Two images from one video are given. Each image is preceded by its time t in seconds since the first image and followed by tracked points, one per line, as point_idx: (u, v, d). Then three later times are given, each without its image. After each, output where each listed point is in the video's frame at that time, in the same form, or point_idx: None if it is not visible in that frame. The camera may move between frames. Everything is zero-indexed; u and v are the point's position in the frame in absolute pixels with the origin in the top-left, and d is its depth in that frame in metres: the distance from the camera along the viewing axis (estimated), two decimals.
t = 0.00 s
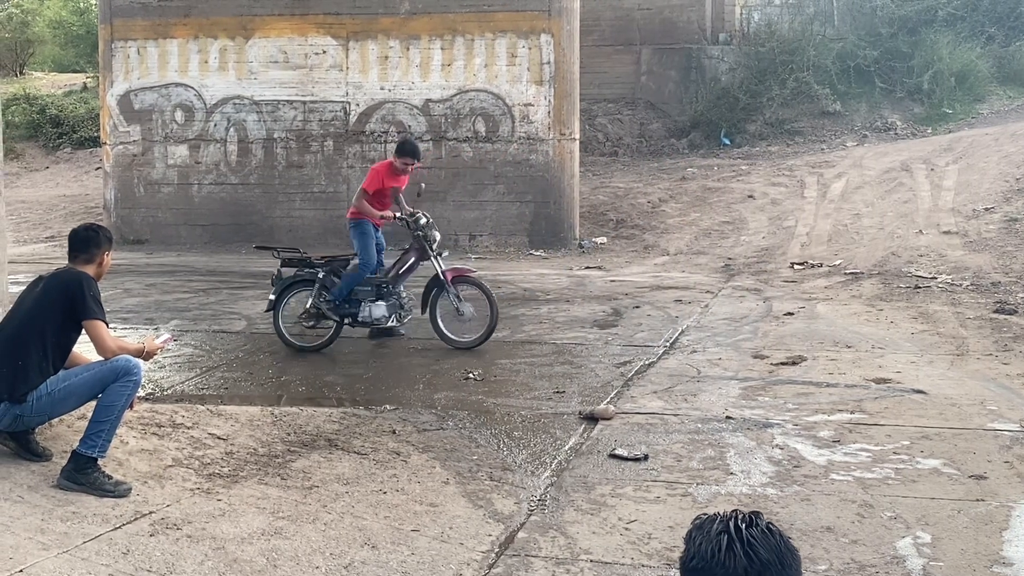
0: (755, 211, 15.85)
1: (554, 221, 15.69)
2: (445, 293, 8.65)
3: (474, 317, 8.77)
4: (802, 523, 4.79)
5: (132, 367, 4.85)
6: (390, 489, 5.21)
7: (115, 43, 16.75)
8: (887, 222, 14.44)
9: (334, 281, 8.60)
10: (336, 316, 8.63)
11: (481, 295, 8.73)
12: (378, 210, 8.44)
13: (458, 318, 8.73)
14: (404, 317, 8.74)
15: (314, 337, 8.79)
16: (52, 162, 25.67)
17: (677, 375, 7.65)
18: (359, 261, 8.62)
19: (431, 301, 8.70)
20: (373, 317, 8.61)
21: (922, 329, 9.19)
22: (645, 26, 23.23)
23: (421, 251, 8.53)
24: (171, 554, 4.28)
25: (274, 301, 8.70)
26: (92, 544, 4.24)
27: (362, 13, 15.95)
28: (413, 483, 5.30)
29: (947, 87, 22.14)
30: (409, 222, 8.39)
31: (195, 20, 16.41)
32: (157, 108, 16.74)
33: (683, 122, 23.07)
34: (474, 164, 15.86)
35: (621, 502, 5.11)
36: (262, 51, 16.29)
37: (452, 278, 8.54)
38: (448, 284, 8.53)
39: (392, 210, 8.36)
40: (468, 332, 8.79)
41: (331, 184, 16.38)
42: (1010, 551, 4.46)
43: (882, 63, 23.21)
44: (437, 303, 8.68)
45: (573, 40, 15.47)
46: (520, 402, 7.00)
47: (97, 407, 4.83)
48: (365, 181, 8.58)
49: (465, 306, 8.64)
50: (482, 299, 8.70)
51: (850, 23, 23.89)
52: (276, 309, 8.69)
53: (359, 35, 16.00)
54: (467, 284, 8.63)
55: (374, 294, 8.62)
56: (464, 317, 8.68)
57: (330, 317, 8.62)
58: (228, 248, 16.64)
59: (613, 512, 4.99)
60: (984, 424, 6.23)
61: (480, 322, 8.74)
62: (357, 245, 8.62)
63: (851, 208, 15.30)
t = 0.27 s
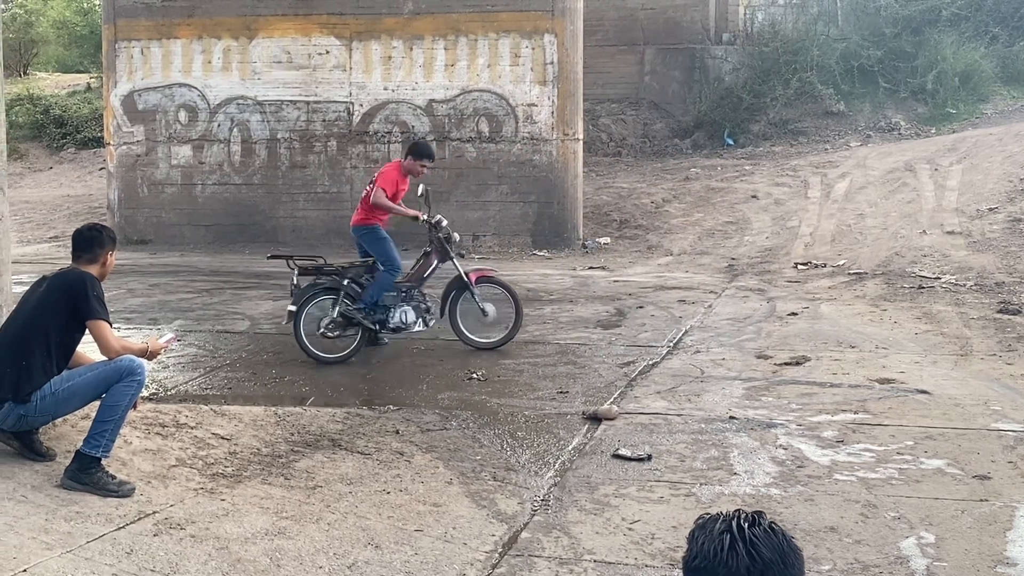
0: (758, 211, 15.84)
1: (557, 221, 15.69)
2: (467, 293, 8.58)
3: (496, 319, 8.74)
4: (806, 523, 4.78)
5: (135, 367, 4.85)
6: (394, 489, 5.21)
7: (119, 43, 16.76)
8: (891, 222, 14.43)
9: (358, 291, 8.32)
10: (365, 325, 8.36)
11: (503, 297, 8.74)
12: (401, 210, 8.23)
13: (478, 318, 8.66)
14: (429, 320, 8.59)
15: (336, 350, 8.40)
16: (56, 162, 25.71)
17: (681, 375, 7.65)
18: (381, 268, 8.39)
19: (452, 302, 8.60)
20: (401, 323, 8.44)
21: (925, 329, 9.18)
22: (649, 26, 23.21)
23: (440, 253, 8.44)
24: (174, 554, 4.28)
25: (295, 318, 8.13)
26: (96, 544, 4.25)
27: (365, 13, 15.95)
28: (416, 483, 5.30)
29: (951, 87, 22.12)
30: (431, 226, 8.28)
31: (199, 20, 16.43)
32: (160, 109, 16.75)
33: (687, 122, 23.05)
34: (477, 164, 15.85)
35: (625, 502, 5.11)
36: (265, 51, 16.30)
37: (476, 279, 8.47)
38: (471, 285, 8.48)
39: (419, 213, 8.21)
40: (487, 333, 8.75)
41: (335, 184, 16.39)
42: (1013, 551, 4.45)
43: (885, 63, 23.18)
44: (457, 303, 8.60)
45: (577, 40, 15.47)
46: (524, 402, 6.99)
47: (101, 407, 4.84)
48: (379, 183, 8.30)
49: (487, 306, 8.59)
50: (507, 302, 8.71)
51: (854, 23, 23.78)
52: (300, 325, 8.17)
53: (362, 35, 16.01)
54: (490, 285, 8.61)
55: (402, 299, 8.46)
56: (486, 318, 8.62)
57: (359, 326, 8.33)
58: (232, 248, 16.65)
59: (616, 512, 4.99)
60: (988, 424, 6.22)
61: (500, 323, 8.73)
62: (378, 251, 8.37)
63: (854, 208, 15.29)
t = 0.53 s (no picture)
0: (761, 211, 15.83)
1: (560, 221, 15.69)
2: (496, 293, 8.61)
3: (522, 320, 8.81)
4: (809, 524, 4.78)
5: (139, 367, 4.86)
6: (397, 489, 5.22)
7: (122, 43, 16.78)
8: (894, 222, 14.42)
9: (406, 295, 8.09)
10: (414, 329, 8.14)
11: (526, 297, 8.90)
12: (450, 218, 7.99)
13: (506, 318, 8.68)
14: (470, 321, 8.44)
15: (380, 356, 8.13)
16: (59, 162, 25.76)
17: (684, 375, 7.64)
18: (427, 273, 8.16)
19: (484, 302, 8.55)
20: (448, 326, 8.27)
21: (929, 330, 9.18)
22: (652, 27, 23.16)
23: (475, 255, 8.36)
24: (178, 554, 4.28)
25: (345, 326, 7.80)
26: (100, 544, 4.26)
27: (368, 14, 15.96)
28: (419, 483, 5.31)
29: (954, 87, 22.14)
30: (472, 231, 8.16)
31: (203, 20, 16.44)
32: (164, 109, 16.77)
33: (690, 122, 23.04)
34: (480, 164, 15.85)
35: (628, 502, 5.11)
36: (269, 51, 16.31)
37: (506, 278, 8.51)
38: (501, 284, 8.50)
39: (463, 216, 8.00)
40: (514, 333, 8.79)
41: (338, 184, 16.40)
42: (1016, 552, 4.45)
43: (889, 63, 23.17)
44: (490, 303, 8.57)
45: (580, 41, 15.48)
46: (527, 403, 6.99)
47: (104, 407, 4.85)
48: (423, 196, 7.94)
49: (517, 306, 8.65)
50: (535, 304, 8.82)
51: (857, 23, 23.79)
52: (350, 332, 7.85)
53: (366, 35, 16.02)
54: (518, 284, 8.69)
55: (447, 301, 8.29)
56: (514, 317, 8.67)
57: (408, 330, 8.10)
58: (235, 248, 16.66)
59: (619, 512, 4.99)
60: (991, 424, 6.21)
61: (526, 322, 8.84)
62: (424, 259, 8.09)
63: (858, 208, 15.28)
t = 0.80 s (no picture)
0: (764, 212, 15.83)
1: (562, 221, 15.69)
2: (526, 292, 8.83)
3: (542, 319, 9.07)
4: (811, 524, 4.78)
5: (142, 367, 4.87)
6: (399, 489, 5.22)
7: (125, 43, 16.80)
8: (897, 222, 14.41)
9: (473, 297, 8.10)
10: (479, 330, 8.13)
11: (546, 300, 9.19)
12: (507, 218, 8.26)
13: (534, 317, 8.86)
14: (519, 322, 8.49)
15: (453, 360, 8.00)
16: (62, 162, 25.78)
17: (686, 375, 7.65)
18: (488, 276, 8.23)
19: (525, 302, 8.66)
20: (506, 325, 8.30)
21: (931, 330, 9.18)
22: (654, 26, 23.17)
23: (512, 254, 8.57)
24: (180, 554, 4.29)
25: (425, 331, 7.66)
26: (102, 544, 4.26)
27: (371, 14, 15.98)
28: (422, 483, 5.31)
29: (957, 88, 22.18)
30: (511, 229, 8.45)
31: (205, 20, 16.46)
32: (167, 109, 16.78)
33: (693, 122, 23.03)
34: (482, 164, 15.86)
35: (631, 502, 5.11)
36: (271, 51, 16.33)
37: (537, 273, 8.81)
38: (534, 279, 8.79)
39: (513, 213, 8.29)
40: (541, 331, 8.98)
41: (340, 184, 16.41)
42: (1019, 552, 4.45)
43: (891, 63, 23.15)
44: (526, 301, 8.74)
45: (582, 41, 15.45)
46: (530, 403, 7.00)
47: (107, 407, 4.85)
48: (489, 209, 8.09)
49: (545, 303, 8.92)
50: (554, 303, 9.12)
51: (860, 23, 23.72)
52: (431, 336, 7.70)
53: (368, 35, 16.04)
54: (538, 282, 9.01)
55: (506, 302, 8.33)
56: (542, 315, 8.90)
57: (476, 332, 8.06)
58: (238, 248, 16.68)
59: (621, 512, 4.99)
60: (994, 424, 6.21)
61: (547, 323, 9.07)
62: (483, 264, 8.20)
63: (860, 208, 15.27)
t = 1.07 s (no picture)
0: (766, 212, 15.82)
1: (564, 221, 15.69)
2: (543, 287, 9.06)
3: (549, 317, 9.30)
4: (813, 524, 4.78)
5: (144, 367, 4.88)
6: (401, 489, 5.22)
7: (127, 43, 16.82)
8: (899, 222, 14.39)
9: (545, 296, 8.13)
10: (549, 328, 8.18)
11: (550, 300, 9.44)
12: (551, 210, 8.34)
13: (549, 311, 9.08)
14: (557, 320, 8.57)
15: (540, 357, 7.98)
16: (64, 162, 25.80)
17: (688, 376, 7.64)
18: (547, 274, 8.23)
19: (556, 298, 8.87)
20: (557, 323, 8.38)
21: (933, 330, 9.17)
22: (656, 26, 23.17)
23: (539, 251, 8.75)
24: (182, 554, 4.29)
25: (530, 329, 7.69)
26: (104, 544, 4.26)
27: (373, 14, 15.99)
28: (424, 483, 5.32)
29: (959, 88, 22.16)
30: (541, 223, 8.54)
31: (207, 20, 16.47)
32: (169, 108, 16.80)
33: (695, 122, 23.03)
34: (484, 164, 15.86)
35: (632, 502, 5.11)
36: (274, 51, 16.34)
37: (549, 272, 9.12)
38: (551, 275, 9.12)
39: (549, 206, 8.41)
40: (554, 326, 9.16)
41: (342, 184, 16.41)
42: (1021, 552, 4.45)
43: (893, 63, 23.13)
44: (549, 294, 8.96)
45: (584, 40, 15.42)
46: (532, 402, 7.00)
47: (109, 407, 4.86)
48: (551, 202, 8.08)
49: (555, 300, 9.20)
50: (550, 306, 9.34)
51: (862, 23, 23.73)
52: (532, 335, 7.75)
53: (370, 35, 16.05)
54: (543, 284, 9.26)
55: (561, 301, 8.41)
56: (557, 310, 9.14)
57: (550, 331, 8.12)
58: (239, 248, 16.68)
59: (623, 513, 4.99)
60: (996, 425, 6.21)
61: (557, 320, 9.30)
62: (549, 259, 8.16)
63: (862, 208, 15.26)
